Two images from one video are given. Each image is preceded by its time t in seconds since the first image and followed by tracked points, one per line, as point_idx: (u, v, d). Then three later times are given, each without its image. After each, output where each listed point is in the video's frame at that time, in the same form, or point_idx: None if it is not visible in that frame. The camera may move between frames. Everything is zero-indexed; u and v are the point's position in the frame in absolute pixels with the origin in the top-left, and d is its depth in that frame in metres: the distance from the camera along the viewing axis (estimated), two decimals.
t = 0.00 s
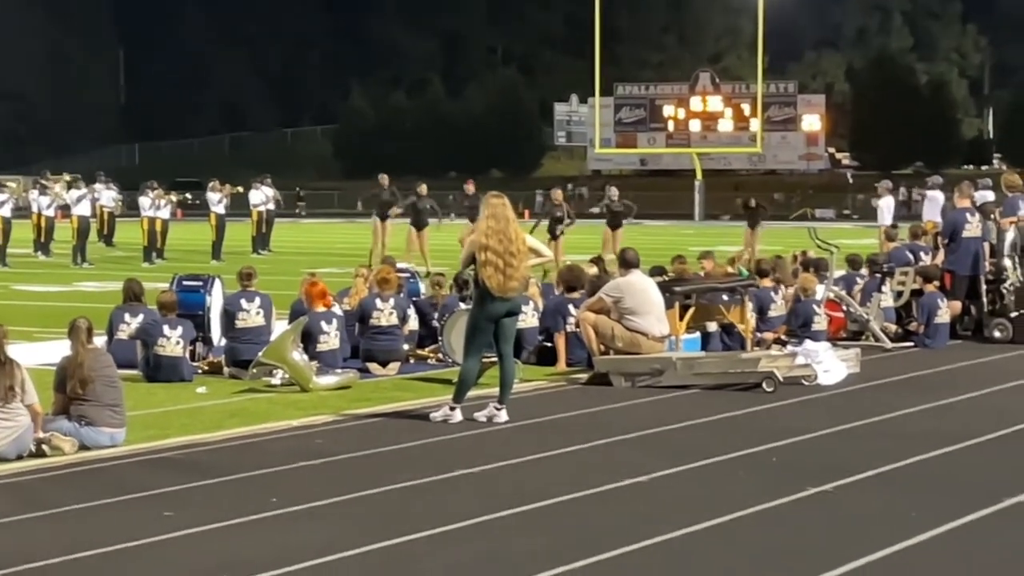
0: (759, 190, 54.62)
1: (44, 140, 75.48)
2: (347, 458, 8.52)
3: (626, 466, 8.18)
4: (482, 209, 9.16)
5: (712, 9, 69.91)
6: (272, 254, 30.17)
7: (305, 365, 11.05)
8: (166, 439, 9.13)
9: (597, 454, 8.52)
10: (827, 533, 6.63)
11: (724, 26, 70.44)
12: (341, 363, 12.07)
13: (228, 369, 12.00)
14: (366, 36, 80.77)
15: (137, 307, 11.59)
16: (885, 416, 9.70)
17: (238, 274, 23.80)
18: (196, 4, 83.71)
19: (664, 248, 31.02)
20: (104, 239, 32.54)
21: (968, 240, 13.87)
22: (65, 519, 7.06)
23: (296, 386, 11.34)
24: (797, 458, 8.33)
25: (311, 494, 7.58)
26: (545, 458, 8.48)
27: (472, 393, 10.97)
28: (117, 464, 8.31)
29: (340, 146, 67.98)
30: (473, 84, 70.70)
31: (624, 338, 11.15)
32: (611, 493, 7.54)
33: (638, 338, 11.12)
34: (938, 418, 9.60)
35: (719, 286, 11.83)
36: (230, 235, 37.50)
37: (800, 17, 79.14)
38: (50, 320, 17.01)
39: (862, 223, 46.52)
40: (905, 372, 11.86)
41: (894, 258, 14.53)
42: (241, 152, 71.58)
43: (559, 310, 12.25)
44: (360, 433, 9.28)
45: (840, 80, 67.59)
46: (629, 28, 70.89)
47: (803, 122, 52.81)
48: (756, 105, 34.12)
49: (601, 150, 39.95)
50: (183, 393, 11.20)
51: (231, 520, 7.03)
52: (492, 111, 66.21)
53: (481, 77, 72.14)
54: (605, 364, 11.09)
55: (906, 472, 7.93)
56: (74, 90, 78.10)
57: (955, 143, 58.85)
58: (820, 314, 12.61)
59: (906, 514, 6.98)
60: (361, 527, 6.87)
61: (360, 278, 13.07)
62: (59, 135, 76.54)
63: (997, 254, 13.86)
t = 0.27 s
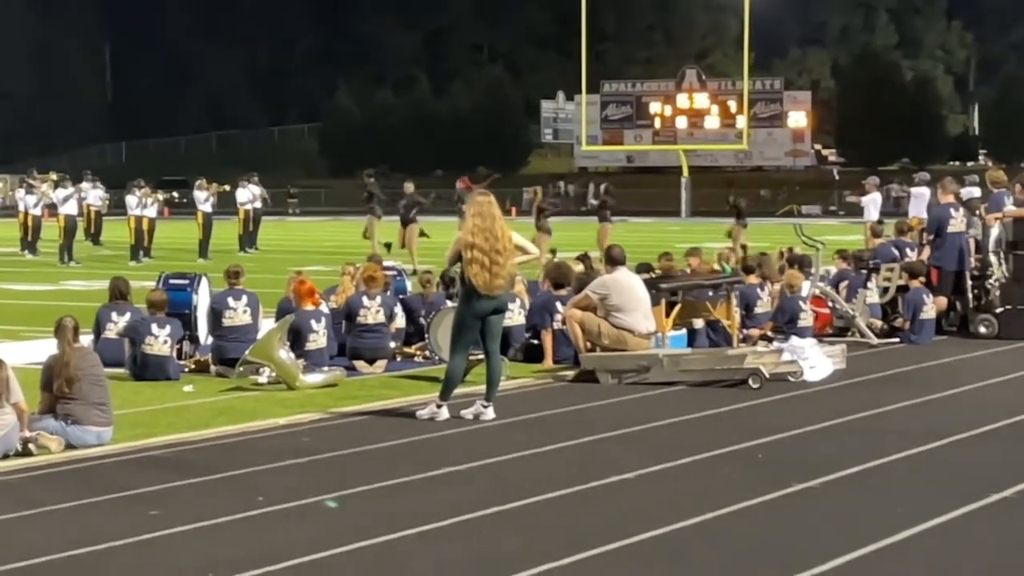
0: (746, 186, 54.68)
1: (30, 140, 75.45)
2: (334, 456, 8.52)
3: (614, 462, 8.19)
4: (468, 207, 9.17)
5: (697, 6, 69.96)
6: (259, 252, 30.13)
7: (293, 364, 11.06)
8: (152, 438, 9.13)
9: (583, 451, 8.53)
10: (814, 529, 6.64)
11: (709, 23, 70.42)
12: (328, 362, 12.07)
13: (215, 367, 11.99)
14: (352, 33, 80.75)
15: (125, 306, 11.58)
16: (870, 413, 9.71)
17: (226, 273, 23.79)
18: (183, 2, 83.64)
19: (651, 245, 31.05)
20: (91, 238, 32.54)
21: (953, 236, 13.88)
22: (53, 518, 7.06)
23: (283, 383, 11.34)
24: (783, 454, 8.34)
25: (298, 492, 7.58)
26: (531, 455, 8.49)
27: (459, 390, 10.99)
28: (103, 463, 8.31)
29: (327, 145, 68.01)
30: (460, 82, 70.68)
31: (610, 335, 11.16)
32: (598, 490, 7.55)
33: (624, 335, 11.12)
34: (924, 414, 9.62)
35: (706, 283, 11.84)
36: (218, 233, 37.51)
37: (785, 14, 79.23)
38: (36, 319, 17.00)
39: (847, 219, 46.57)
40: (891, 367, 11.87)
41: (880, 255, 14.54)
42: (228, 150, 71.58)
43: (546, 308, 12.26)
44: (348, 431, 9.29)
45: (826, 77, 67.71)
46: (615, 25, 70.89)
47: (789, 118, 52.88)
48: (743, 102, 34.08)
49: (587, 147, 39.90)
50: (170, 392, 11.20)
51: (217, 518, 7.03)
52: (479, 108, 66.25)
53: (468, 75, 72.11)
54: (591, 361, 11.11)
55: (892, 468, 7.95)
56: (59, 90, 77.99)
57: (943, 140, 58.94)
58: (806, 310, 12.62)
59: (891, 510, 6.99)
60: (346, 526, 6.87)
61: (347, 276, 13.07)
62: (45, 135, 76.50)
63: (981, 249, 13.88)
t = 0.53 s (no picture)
0: (736, 187, 54.61)
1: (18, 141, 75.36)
2: (323, 458, 8.50)
3: (602, 465, 8.17)
4: (457, 208, 9.15)
5: (687, 7, 70.00)
6: (248, 254, 30.10)
7: (281, 365, 11.03)
8: (140, 440, 9.10)
9: (573, 453, 8.51)
10: (804, 532, 6.62)
11: (699, 24, 70.47)
12: (317, 363, 12.04)
13: (203, 369, 11.96)
14: (341, 34, 80.65)
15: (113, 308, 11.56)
16: (860, 415, 9.70)
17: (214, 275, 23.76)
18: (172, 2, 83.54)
19: (641, 247, 30.99)
20: (80, 239, 32.48)
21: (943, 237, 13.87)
22: (41, 520, 7.03)
23: (272, 385, 11.31)
24: (772, 456, 8.32)
25: (287, 494, 7.56)
26: (521, 457, 8.47)
27: (449, 392, 10.96)
28: (91, 466, 8.28)
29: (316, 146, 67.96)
30: (450, 83, 70.68)
31: (599, 337, 11.15)
32: (588, 492, 7.53)
33: (614, 336, 11.11)
34: (914, 416, 9.62)
35: (695, 285, 11.82)
36: (207, 235, 37.45)
37: (775, 15, 79.30)
38: (25, 320, 16.96)
39: (838, 221, 46.50)
40: (881, 369, 11.85)
41: (869, 256, 14.54)
42: (217, 151, 71.49)
43: (535, 310, 12.25)
44: (337, 434, 9.27)
45: (816, 79, 67.69)
46: (605, 27, 70.81)
47: (779, 120, 52.87)
48: (733, 104, 34.07)
49: (577, 149, 39.87)
50: (158, 394, 11.18)
51: (206, 520, 7.01)
52: (468, 110, 66.18)
53: (457, 76, 72.04)
54: (581, 363, 11.09)
55: (882, 470, 7.93)
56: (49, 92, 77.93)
57: (932, 142, 59.00)
58: (795, 312, 12.61)
59: (881, 512, 6.98)
60: (334, 526, 6.85)
61: (336, 278, 13.05)
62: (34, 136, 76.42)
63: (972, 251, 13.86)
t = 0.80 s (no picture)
0: (730, 192, 54.59)
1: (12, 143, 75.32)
2: (316, 461, 8.50)
3: (597, 468, 8.17)
4: (453, 211, 9.15)
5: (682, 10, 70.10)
6: (243, 256, 30.05)
7: (275, 368, 11.00)
8: (134, 443, 9.09)
9: (569, 456, 8.51)
10: (800, 536, 6.62)
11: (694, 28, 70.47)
12: (311, 366, 12.02)
13: (197, 372, 11.95)
14: (336, 38, 80.65)
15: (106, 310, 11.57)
16: (855, 420, 9.68)
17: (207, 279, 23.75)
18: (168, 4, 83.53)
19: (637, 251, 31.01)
20: (73, 242, 32.46)
21: (938, 241, 13.89)
22: (37, 522, 7.03)
23: (265, 388, 11.31)
24: (766, 461, 8.32)
25: (280, 497, 7.54)
26: (514, 460, 8.47)
27: (443, 396, 10.95)
28: (83, 468, 8.27)
29: (310, 149, 67.96)
30: (445, 86, 70.68)
31: (593, 341, 11.15)
32: (582, 495, 7.53)
33: (608, 340, 11.11)
34: (909, 420, 9.63)
35: (689, 288, 11.82)
36: (201, 238, 37.45)
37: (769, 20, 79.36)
38: (19, 322, 16.94)
39: (832, 225, 46.50)
40: (875, 374, 11.86)
41: (865, 260, 14.55)
42: (212, 154, 71.46)
43: (530, 315, 12.24)
44: (331, 436, 9.27)
45: (811, 84, 67.73)
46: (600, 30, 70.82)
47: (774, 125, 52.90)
48: (728, 109, 34.03)
49: (572, 153, 39.81)
50: (152, 396, 11.16)
51: (199, 524, 6.99)
52: (463, 113, 66.17)
53: (452, 79, 72.03)
54: (575, 367, 11.09)
55: (878, 474, 7.93)
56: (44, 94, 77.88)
57: (927, 147, 59.04)
58: (789, 317, 12.61)
59: (876, 517, 6.98)
60: (327, 530, 6.84)
61: (331, 281, 13.03)
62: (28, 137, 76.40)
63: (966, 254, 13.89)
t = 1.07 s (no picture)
0: (731, 195, 54.60)
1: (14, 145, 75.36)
2: (319, 462, 8.51)
3: (599, 471, 8.19)
4: (454, 215, 9.17)
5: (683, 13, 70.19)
6: (244, 258, 30.09)
7: (276, 370, 11.02)
8: (136, 443, 9.10)
9: (569, 459, 8.53)
10: (801, 539, 6.64)
11: (695, 31, 70.57)
12: (312, 369, 12.05)
13: (199, 374, 11.98)
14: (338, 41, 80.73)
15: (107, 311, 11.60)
16: (855, 424, 9.70)
17: (208, 279, 23.81)
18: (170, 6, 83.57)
19: (639, 255, 31.03)
20: (75, 242, 32.46)
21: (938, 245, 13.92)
22: (39, 522, 7.05)
23: (266, 390, 11.33)
24: (767, 464, 8.35)
25: (282, 498, 7.57)
26: (516, 463, 8.49)
27: (445, 398, 10.97)
28: (85, 469, 8.28)
29: (313, 151, 68.02)
30: (446, 89, 70.75)
31: (595, 344, 11.17)
32: (584, 497, 7.56)
33: (609, 344, 11.13)
34: (910, 424, 9.66)
35: (690, 293, 11.84)
36: (201, 240, 37.48)
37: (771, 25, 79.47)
38: (21, 323, 16.97)
39: (833, 230, 46.52)
40: (876, 378, 11.88)
41: (866, 264, 14.56)
42: (214, 156, 71.50)
43: (531, 318, 12.26)
44: (332, 438, 9.29)
45: (813, 88, 67.82)
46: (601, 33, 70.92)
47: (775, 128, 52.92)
48: (729, 113, 34.09)
49: (573, 156, 39.85)
50: (154, 397, 11.18)
51: (202, 525, 7.01)
52: (465, 115, 66.20)
53: (454, 82, 72.08)
54: (576, 369, 11.11)
55: (879, 478, 7.96)
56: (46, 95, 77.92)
57: (927, 152, 59.12)
58: (791, 320, 12.62)
59: (878, 520, 7.00)
60: (328, 531, 6.86)
61: (332, 283, 13.06)
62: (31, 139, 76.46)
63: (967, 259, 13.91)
